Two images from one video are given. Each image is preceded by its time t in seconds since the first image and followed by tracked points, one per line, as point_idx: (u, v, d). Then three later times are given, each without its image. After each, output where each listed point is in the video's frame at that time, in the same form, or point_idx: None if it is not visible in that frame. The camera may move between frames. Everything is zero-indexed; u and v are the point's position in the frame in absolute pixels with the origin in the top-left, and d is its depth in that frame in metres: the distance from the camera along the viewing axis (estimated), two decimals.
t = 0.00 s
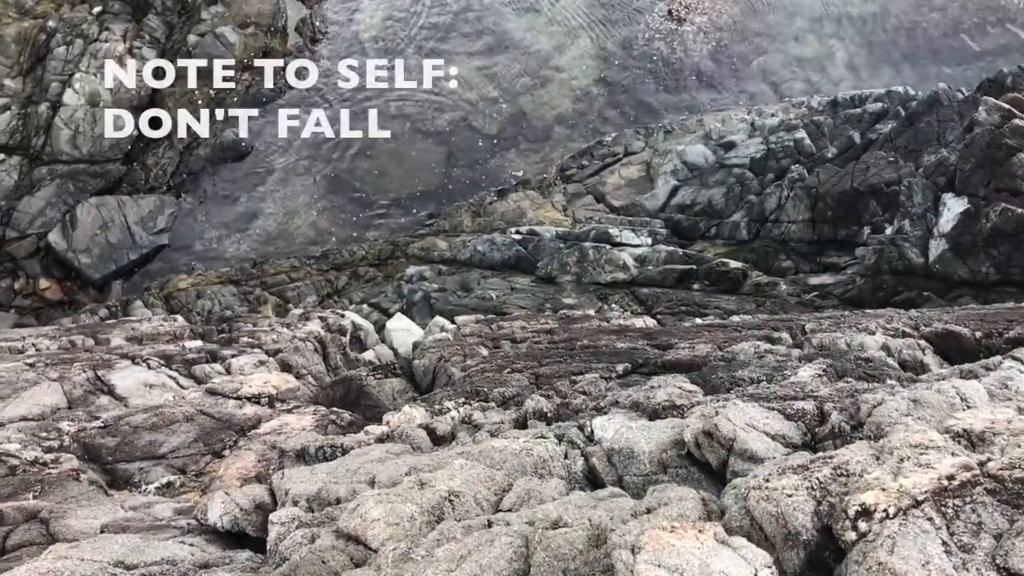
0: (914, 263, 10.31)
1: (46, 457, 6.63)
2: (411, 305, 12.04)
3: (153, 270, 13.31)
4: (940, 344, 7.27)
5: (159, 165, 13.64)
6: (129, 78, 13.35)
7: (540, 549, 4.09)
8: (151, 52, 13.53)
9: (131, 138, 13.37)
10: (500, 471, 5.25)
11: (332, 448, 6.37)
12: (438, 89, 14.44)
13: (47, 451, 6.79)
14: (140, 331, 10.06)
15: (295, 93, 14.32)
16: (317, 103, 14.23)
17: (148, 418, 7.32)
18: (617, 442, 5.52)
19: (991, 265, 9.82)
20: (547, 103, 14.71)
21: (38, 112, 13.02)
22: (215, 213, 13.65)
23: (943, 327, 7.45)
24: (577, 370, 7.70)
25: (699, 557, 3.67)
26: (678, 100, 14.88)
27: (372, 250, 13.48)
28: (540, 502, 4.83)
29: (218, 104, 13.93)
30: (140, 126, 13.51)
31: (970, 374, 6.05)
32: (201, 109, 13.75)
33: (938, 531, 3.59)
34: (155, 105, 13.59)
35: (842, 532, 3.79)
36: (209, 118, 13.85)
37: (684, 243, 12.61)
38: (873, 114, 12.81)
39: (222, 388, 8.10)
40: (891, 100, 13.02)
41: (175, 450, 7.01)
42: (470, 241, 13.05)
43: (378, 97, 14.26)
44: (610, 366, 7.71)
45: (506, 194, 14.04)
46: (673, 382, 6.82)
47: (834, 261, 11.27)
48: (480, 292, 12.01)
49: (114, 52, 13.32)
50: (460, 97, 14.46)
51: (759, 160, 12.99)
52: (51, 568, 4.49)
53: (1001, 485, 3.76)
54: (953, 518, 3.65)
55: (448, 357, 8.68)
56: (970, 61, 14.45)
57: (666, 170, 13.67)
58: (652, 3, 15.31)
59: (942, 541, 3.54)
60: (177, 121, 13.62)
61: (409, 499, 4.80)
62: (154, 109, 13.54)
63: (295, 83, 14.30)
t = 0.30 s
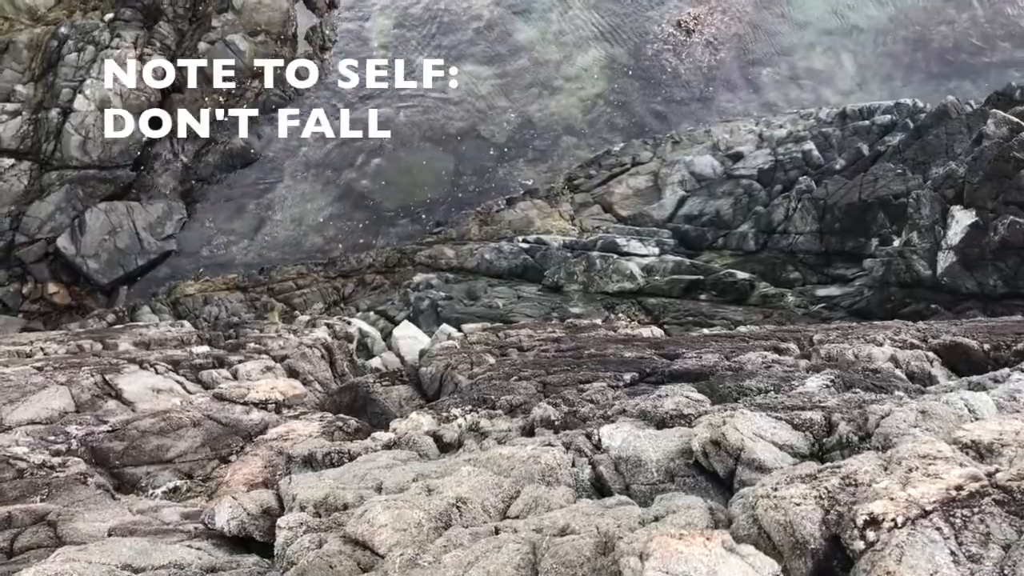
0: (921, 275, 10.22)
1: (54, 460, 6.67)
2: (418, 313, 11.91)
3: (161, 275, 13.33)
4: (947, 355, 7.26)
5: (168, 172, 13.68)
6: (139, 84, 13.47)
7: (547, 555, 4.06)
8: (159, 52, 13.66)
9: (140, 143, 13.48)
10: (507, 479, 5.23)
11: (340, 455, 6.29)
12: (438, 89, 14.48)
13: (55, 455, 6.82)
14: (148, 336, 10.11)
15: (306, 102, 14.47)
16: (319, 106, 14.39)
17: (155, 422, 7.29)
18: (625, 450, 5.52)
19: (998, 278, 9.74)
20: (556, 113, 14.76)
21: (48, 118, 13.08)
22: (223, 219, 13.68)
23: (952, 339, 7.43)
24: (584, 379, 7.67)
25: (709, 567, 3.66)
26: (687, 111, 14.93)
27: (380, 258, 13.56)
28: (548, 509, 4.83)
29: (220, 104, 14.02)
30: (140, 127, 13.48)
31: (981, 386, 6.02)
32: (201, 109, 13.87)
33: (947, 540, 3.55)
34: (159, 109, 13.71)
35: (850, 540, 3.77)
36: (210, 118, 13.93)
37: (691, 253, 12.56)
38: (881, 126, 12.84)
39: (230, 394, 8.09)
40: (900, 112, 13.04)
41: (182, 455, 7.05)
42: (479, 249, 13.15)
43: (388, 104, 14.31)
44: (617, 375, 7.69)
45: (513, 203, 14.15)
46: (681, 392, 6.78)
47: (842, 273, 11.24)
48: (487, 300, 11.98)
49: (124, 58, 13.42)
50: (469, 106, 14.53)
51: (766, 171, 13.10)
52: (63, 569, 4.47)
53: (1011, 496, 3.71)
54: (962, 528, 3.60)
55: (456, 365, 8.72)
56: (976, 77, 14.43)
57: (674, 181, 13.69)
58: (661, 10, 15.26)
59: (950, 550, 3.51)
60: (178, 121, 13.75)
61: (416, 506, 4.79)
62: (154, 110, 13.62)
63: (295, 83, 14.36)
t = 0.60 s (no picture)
0: (927, 292, 10.20)
1: (62, 471, 6.69)
2: (423, 327, 11.93)
3: (168, 288, 13.47)
4: (951, 371, 7.25)
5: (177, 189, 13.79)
6: (148, 99, 13.46)
7: (552, 566, 4.07)
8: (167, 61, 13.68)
9: (150, 158, 13.47)
10: (512, 492, 5.23)
11: (346, 467, 6.30)
12: (438, 88, 14.78)
13: (64, 466, 6.85)
14: (155, 349, 10.15)
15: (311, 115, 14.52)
16: (319, 106, 14.60)
17: (162, 435, 7.31)
18: (628, 465, 5.54)
19: (1004, 295, 9.74)
20: (563, 129, 14.82)
21: (58, 132, 13.08)
22: (231, 233, 13.82)
23: (956, 356, 7.41)
24: (589, 394, 7.65)
25: None
26: (694, 127, 15.02)
27: (386, 272, 13.57)
28: (552, 523, 4.83)
29: (220, 104, 14.08)
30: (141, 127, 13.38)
31: (985, 404, 6.00)
32: (201, 109, 13.92)
33: (947, 554, 3.56)
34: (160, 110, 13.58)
35: (850, 553, 3.77)
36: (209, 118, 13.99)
37: (697, 270, 12.58)
38: (886, 144, 12.88)
39: (237, 407, 8.14)
40: (905, 130, 13.07)
41: (189, 467, 7.04)
42: (485, 263, 13.20)
43: (397, 119, 14.46)
44: (622, 390, 7.68)
45: (520, 217, 14.17)
46: (686, 406, 6.78)
47: (847, 290, 11.27)
48: (493, 315, 12.00)
49: (135, 74, 13.42)
50: (476, 121, 14.63)
51: (772, 188, 13.10)
52: None
53: (1011, 510, 3.69)
54: (962, 542, 3.60)
55: (461, 379, 8.71)
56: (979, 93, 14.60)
57: (680, 197, 13.68)
58: (666, 28, 15.50)
59: (951, 565, 3.51)
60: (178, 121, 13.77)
61: (421, 517, 4.81)
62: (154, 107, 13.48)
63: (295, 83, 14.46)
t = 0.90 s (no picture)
0: (932, 309, 10.20)
1: (63, 485, 6.70)
2: (428, 343, 11.95)
3: (174, 304, 13.51)
4: (955, 386, 7.18)
5: (183, 206, 13.99)
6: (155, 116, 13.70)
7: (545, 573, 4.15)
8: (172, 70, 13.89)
9: (155, 174, 13.74)
10: (510, 505, 5.22)
11: (346, 480, 6.34)
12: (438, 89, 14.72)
13: (65, 480, 6.86)
14: (159, 364, 10.19)
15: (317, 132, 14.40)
16: (319, 106, 14.55)
17: (164, 449, 7.31)
18: (628, 478, 5.54)
19: (1010, 311, 9.76)
20: (568, 145, 14.85)
21: (66, 149, 13.33)
22: (237, 250, 13.88)
23: (959, 371, 7.35)
24: (591, 409, 7.63)
25: None
26: (700, 145, 15.05)
27: (391, 289, 13.69)
28: (549, 534, 4.84)
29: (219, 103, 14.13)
30: (142, 128, 13.62)
31: (990, 417, 5.95)
32: (201, 109, 14.03)
33: (944, 565, 3.67)
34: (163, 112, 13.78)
35: (846, 563, 3.88)
36: (209, 118, 14.08)
37: (702, 286, 12.54)
38: (892, 161, 12.85)
39: (239, 422, 8.12)
40: (911, 146, 13.06)
41: (190, 482, 7.00)
42: (491, 280, 13.24)
43: (404, 137, 14.42)
44: (624, 404, 7.65)
45: (525, 234, 14.26)
46: (687, 420, 6.76)
47: (853, 307, 11.24)
48: (497, 331, 12.03)
49: (142, 92, 13.67)
50: (481, 138, 14.65)
51: (778, 205, 13.06)
52: None
53: (1008, 522, 3.85)
54: (958, 552, 3.73)
55: (464, 394, 8.71)
56: (987, 109, 14.56)
57: (685, 214, 13.69)
58: (673, 45, 15.47)
59: None
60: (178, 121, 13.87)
61: (419, 529, 4.81)
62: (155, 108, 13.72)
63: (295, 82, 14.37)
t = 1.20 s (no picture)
0: (938, 334, 10.21)
1: (74, 506, 6.73)
2: (435, 367, 11.98)
3: (184, 328, 13.63)
4: (957, 412, 7.14)
5: (194, 230, 14.06)
6: (169, 143, 13.84)
7: None
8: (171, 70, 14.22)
9: (168, 199, 13.80)
10: (514, 527, 5.28)
11: (352, 502, 6.42)
12: (438, 86, 15.53)
13: (76, 500, 6.89)
14: (169, 388, 10.24)
15: (327, 158, 14.86)
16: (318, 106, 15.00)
17: (173, 471, 7.33)
18: (630, 501, 5.56)
19: (1016, 335, 9.71)
20: (574, 171, 15.01)
21: (79, 174, 13.34)
22: (246, 274, 14.01)
23: (962, 396, 7.30)
24: (595, 432, 7.62)
25: None
26: (706, 169, 15.12)
27: (399, 312, 13.69)
28: (553, 555, 4.94)
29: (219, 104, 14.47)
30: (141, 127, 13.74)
31: (990, 442, 6.00)
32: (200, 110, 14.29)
33: None
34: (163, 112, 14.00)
35: None
36: (209, 118, 14.32)
37: (709, 310, 12.53)
38: (897, 186, 12.87)
39: (248, 444, 8.17)
40: (916, 171, 13.10)
41: (199, 503, 7.02)
42: (497, 304, 13.25)
43: (411, 161, 14.80)
44: (628, 428, 7.62)
45: (532, 258, 14.27)
46: (690, 444, 6.79)
47: (858, 331, 11.21)
48: (504, 354, 12.03)
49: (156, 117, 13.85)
50: (489, 165, 14.89)
51: (784, 230, 13.08)
52: None
53: (1000, 546, 4.29)
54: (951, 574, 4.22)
55: (470, 417, 8.74)
56: (992, 134, 14.81)
57: (691, 239, 13.75)
58: (680, 73, 16.01)
59: None
60: (178, 121, 14.03)
61: (424, 549, 4.92)
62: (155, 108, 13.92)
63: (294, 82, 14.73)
